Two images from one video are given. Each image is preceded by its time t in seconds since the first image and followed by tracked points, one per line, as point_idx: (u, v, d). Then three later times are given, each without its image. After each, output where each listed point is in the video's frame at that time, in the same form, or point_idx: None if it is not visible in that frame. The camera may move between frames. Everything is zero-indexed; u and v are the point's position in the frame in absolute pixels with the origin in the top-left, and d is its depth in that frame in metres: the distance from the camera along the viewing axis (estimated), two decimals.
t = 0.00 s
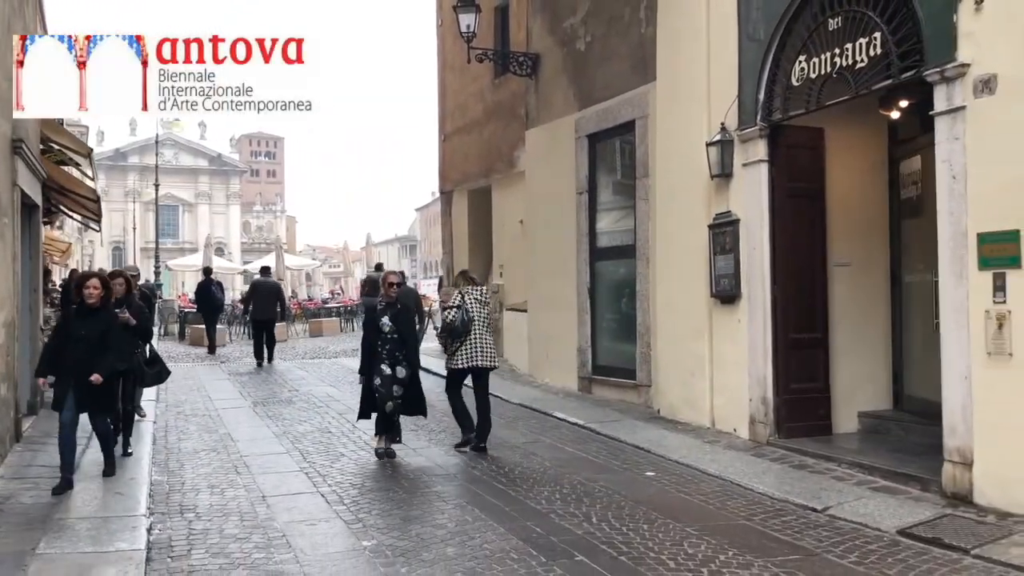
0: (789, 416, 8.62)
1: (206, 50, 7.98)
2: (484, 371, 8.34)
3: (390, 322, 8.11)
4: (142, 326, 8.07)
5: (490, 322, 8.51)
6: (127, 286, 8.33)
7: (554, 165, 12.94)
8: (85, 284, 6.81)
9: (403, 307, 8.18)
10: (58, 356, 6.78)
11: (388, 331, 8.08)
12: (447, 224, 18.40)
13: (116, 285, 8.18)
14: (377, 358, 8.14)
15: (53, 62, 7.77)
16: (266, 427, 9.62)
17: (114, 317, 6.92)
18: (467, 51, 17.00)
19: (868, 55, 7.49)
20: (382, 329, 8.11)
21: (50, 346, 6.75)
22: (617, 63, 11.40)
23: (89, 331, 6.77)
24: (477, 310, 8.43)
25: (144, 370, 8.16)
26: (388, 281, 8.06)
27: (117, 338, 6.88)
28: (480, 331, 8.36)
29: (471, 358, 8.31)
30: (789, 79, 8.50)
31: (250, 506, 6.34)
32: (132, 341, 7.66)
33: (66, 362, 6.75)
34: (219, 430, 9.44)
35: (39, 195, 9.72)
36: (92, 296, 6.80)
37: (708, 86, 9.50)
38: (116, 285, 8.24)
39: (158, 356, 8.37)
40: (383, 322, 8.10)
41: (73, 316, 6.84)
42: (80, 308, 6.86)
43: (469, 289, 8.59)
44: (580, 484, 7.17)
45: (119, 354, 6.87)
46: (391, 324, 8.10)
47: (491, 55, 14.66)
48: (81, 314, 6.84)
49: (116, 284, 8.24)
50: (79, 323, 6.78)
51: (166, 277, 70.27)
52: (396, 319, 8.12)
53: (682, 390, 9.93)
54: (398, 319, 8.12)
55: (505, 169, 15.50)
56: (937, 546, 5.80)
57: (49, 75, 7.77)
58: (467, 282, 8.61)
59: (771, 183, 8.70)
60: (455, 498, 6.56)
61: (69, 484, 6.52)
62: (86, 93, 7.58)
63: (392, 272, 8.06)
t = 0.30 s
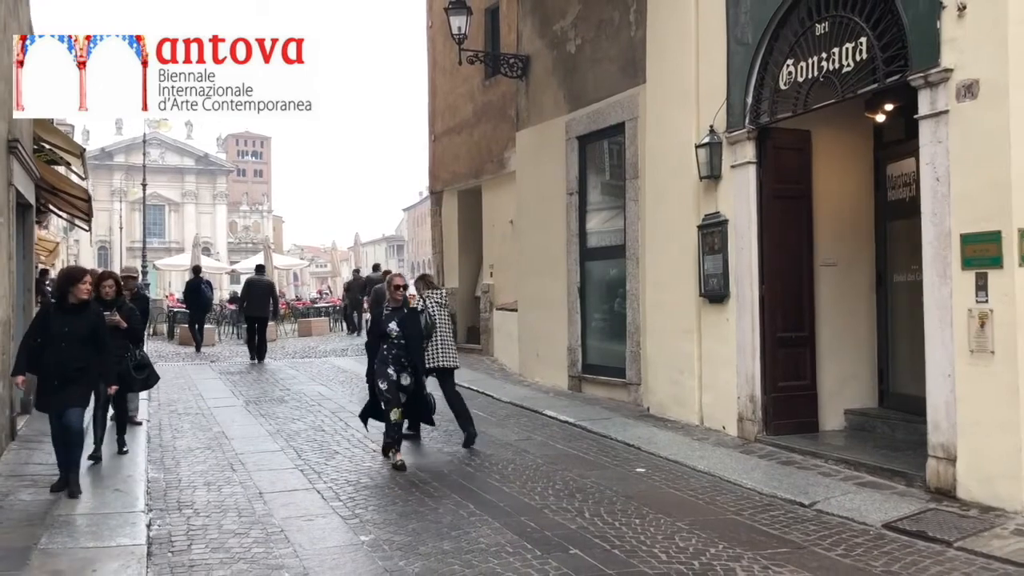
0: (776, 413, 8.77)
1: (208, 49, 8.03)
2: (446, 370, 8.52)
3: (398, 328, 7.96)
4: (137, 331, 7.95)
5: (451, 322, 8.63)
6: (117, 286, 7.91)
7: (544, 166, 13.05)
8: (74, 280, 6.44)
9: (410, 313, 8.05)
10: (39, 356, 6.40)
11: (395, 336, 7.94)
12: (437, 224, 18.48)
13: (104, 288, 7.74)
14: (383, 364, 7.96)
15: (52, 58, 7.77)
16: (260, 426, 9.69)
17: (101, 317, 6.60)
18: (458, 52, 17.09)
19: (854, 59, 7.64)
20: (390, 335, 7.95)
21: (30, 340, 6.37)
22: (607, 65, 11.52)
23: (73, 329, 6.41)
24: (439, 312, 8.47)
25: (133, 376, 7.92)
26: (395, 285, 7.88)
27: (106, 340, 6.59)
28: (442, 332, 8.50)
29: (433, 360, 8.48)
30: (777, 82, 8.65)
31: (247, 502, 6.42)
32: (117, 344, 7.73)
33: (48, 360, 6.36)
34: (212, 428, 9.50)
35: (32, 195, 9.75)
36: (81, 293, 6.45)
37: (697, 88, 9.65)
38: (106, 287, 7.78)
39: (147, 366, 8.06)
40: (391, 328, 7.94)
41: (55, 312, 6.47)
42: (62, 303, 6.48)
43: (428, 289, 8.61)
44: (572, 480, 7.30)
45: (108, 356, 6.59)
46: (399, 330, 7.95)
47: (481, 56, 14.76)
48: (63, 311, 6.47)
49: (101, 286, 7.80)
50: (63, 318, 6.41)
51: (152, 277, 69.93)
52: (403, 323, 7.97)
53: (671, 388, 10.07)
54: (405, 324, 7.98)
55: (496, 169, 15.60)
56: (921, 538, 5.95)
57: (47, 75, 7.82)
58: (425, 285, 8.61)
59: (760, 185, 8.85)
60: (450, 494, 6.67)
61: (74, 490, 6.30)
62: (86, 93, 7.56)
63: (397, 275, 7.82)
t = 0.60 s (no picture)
0: (757, 412, 8.93)
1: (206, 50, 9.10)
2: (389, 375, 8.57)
3: (400, 329, 7.49)
4: (120, 330, 7.64)
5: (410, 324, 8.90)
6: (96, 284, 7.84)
7: (528, 168, 13.18)
8: (62, 285, 6.35)
9: (413, 313, 7.54)
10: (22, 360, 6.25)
11: (396, 339, 7.47)
12: (421, 225, 18.57)
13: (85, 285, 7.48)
14: (386, 367, 7.53)
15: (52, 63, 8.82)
16: (246, 425, 9.75)
17: (87, 322, 6.50)
18: (442, 54, 17.21)
19: (833, 65, 7.81)
20: (391, 337, 7.48)
21: (11, 346, 6.19)
22: (590, 69, 11.66)
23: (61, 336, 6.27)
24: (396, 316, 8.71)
25: (117, 373, 7.67)
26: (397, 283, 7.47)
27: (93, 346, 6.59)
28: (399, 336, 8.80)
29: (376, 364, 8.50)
30: (758, 87, 8.81)
31: (237, 501, 6.49)
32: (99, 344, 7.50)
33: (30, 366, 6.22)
34: (198, 428, 9.55)
35: (16, 197, 9.77)
36: (69, 298, 6.36)
37: (679, 92, 9.80)
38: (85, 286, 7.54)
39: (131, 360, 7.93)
40: (393, 329, 7.47)
41: (39, 316, 6.34)
42: (46, 308, 6.35)
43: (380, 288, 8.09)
44: (557, 478, 7.42)
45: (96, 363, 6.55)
46: (402, 331, 7.49)
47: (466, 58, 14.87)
48: (49, 316, 6.33)
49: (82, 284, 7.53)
50: (49, 323, 6.26)
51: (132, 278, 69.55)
52: (405, 324, 7.51)
53: (654, 387, 10.21)
54: (408, 325, 7.52)
55: (480, 171, 15.72)
56: (898, 533, 6.12)
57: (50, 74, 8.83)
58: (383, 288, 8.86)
59: (740, 188, 9.00)
60: (435, 492, 6.77)
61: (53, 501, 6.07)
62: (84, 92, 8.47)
63: (400, 272, 7.46)
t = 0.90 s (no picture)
0: (732, 409, 9.09)
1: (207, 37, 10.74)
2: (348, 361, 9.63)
3: (403, 329, 7.23)
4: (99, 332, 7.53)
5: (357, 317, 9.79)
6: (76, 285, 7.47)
7: (507, 169, 13.30)
8: (38, 284, 6.30)
9: (416, 313, 7.27)
10: None
11: (399, 340, 7.20)
12: (400, 225, 18.63)
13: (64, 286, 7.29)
14: (389, 369, 7.26)
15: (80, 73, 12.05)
16: (226, 425, 9.80)
17: (63, 322, 6.47)
18: (421, 55, 17.31)
19: (805, 70, 7.99)
20: (394, 338, 7.22)
21: None
22: (568, 71, 11.79)
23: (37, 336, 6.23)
24: (343, 306, 9.69)
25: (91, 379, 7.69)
26: (398, 282, 7.20)
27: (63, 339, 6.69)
28: (347, 327, 9.66)
29: (336, 349, 9.57)
30: (732, 90, 8.97)
31: (219, 498, 6.56)
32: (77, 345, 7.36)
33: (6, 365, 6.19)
34: (178, 427, 9.58)
35: None
36: (43, 298, 6.31)
37: (656, 95, 9.96)
38: (65, 287, 7.33)
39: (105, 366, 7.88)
40: (395, 329, 7.22)
41: (13, 315, 6.28)
42: (21, 307, 6.30)
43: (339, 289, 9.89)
44: (536, 474, 7.54)
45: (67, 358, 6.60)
46: (405, 331, 7.22)
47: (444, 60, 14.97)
48: (24, 315, 6.29)
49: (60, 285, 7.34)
50: (24, 323, 6.22)
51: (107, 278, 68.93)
52: (409, 324, 7.25)
53: (631, 386, 10.35)
54: (411, 325, 7.25)
55: (459, 172, 15.82)
56: (867, 526, 6.29)
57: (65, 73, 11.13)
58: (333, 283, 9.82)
59: (715, 189, 9.17)
60: (415, 489, 6.87)
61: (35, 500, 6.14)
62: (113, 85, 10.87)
63: (401, 271, 7.19)
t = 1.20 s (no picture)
0: (703, 406, 9.26)
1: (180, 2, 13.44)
2: (298, 357, 9.89)
3: (399, 334, 6.78)
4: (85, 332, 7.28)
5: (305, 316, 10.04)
6: (59, 282, 7.28)
7: (483, 170, 13.40)
8: (4, 284, 6.23)
9: (413, 318, 6.85)
10: None
11: (395, 345, 6.76)
12: (377, 225, 18.68)
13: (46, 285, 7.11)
14: (383, 377, 6.77)
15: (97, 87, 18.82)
16: (203, 424, 9.83)
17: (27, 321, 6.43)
18: (397, 55, 17.37)
19: (775, 74, 8.17)
20: (390, 344, 6.78)
21: None
22: (543, 73, 11.92)
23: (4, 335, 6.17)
24: (293, 306, 9.90)
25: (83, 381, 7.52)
26: (393, 286, 6.77)
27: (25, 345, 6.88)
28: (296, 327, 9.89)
29: (286, 348, 9.81)
30: (704, 93, 9.14)
31: (198, 496, 6.62)
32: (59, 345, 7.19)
33: None
34: (155, 426, 9.59)
35: None
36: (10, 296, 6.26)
37: (630, 97, 10.12)
38: (47, 285, 7.15)
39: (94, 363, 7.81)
40: (391, 336, 6.76)
41: None
42: None
43: (289, 288, 10.06)
44: (512, 471, 7.66)
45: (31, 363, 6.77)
46: (401, 337, 6.78)
47: (421, 60, 15.07)
48: None
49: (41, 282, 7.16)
50: None
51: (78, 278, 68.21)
52: (405, 330, 6.79)
53: (606, 384, 10.49)
54: (408, 330, 6.80)
55: (435, 172, 15.91)
56: (833, 518, 6.47)
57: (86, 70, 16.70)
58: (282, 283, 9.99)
59: (687, 190, 9.34)
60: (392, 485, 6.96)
61: (13, 497, 6.20)
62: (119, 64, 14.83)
63: (397, 274, 6.75)
